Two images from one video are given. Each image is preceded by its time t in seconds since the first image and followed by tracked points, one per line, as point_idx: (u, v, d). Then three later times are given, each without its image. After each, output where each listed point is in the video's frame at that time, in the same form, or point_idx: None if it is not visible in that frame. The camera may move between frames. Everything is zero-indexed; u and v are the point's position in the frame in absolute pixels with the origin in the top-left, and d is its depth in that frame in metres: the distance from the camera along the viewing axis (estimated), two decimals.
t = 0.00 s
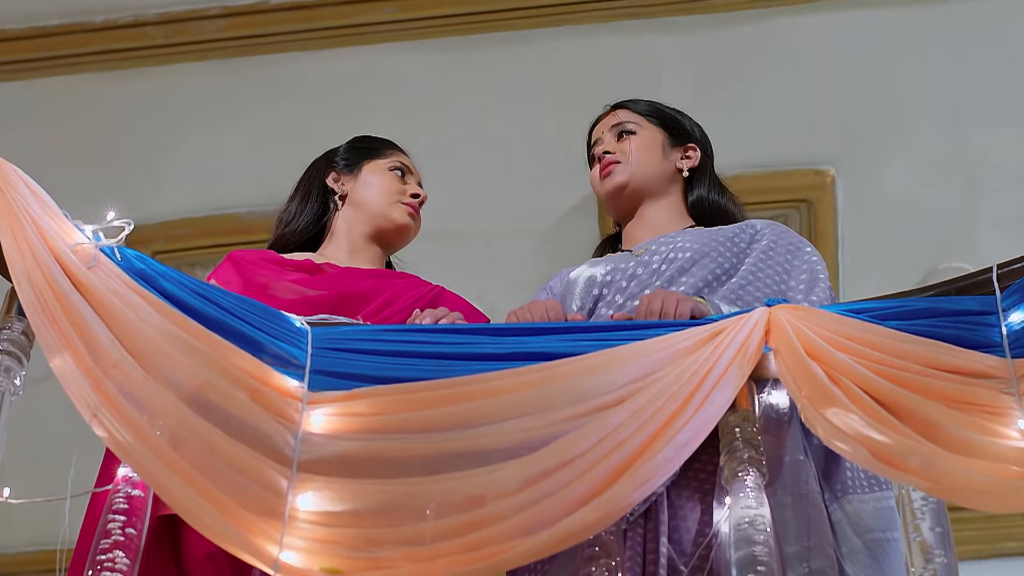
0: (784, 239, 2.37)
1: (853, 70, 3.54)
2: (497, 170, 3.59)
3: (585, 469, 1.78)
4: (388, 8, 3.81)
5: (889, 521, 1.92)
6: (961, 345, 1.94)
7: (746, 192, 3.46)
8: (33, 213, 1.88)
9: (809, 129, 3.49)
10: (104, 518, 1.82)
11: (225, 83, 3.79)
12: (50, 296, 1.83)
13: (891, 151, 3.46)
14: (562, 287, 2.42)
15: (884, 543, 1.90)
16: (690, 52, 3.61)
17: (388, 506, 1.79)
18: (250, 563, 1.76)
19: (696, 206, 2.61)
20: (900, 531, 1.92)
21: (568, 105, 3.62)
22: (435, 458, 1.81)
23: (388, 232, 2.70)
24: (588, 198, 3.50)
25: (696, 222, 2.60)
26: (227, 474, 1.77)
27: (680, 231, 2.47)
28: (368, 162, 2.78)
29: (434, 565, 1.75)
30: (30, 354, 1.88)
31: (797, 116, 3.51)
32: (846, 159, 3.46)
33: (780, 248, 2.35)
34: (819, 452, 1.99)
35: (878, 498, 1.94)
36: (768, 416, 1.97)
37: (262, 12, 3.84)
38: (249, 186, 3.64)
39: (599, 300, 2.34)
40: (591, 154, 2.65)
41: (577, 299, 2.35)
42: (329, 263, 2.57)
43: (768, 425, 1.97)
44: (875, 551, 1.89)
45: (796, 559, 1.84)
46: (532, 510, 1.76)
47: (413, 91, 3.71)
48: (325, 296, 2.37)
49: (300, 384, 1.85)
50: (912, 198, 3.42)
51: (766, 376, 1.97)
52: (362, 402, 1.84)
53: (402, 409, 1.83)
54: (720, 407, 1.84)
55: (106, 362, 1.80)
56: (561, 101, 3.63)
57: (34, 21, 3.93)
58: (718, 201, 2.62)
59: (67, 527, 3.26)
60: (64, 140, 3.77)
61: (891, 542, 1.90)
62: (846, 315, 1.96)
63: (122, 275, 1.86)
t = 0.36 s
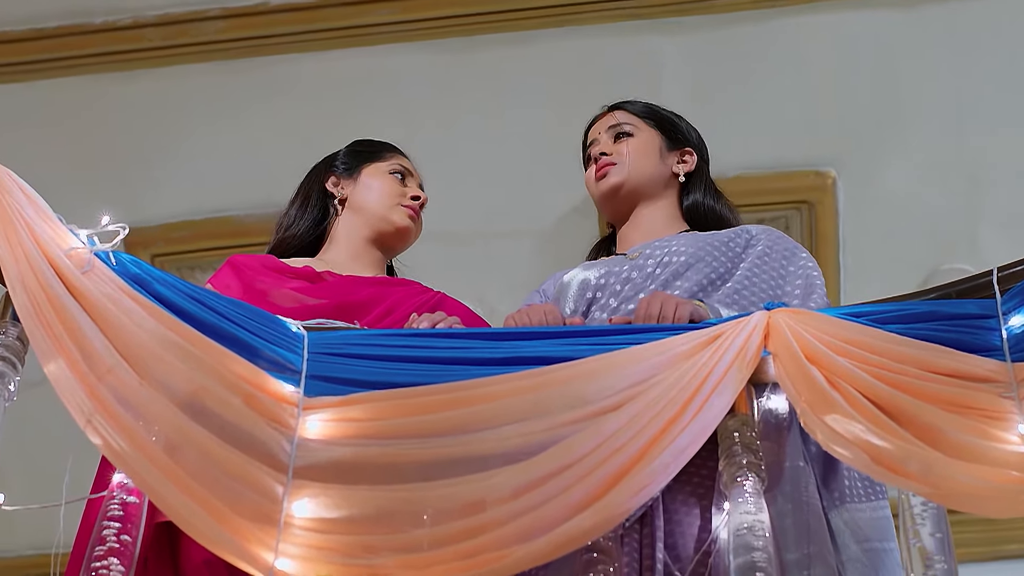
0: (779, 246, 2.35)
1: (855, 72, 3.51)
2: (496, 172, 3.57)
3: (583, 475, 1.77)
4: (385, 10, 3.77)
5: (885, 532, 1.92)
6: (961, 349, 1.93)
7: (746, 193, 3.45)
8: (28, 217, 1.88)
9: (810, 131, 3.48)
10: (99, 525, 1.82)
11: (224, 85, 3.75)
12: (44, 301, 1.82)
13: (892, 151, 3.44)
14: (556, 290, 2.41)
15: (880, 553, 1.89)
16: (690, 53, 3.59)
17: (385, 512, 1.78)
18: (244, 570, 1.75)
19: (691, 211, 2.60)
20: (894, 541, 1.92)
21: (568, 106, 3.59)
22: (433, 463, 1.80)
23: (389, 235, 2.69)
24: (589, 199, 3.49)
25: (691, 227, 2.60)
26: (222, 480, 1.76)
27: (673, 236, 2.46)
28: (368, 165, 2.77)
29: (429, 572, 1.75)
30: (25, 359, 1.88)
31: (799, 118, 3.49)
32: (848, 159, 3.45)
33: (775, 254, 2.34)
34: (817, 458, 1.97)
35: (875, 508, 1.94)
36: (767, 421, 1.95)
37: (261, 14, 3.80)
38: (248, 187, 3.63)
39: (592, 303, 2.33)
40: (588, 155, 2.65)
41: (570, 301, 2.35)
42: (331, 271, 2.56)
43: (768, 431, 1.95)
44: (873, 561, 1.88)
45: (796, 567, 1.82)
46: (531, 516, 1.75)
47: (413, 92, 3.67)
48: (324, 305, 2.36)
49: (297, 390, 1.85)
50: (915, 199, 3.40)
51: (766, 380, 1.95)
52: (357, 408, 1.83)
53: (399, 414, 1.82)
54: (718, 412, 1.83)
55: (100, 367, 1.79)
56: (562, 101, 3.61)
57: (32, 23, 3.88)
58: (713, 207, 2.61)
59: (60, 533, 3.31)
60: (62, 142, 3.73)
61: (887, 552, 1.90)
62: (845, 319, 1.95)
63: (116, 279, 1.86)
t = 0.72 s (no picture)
0: (773, 251, 2.35)
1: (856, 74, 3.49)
2: (496, 175, 3.57)
3: (582, 480, 1.76)
4: (387, 12, 3.74)
5: (881, 541, 1.90)
6: (962, 353, 1.92)
7: (747, 195, 3.44)
8: (23, 223, 1.88)
9: (811, 133, 3.46)
10: (95, 533, 1.81)
11: (223, 89, 3.72)
12: (39, 307, 1.82)
13: (894, 152, 3.43)
14: (548, 294, 2.41)
15: (877, 562, 1.88)
16: (691, 56, 3.56)
17: (382, 519, 1.77)
18: None
19: (685, 216, 2.60)
20: (890, 551, 1.90)
21: (568, 109, 3.57)
22: (433, 469, 1.79)
23: (386, 240, 2.68)
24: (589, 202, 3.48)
25: (685, 232, 2.59)
26: (218, 487, 1.75)
27: (665, 241, 2.45)
28: (365, 170, 2.76)
29: None
30: (20, 366, 1.88)
31: (800, 120, 3.47)
32: (849, 161, 3.44)
33: (770, 259, 2.33)
34: (815, 463, 1.96)
35: (870, 518, 1.93)
36: (767, 427, 1.95)
37: (261, 17, 3.77)
38: (247, 191, 3.62)
39: (586, 309, 2.33)
40: (583, 157, 2.64)
41: (564, 306, 2.33)
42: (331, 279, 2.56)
43: (767, 436, 1.94)
44: (872, 569, 1.87)
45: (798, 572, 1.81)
46: (530, 521, 1.74)
47: (412, 95, 3.66)
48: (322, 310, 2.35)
49: (294, 396, 1.84)
50: (915, 200, 3.40)
51: (765, 386, 1.95)
52: (355, 414, 1.82)
53: (397, 420, 1.82)
54: (718, 417, 1.82)
55: (96, 374, 1.79)
56: (562, 104, 3.59)
57: (31, 27, 3.84)
58: (708, 211, 2.60)
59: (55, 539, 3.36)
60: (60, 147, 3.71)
61: (883, 562, 1.88)
62: (844, 323, 1.95)
63: (112, 285, 1.85)
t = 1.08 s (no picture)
0: (769, 255, 2.34)
1: (860, 77, 3.47)
2: (497, 178, 3.57)
3: (582, 486, 1.76)
4: (388, 16, 3.71)
5: (879, 547, 1.90)
6: (963, 357, 1.92)
7: (745, 198, 3.44)
8: (23, 230, 1.88)
9: (814, 136, 3.45)
10: (95, 538, 1.82)
11: (222, 93, 3.69)
12: (38, 314, 1.82)
13: (897, 153, 3.43)
14: (543, 299, 2.40)
15: (878, 568, 1.86)
16: (694, 59, 3.54)
17: (380, 526, 1.77)
18: None
19: (680, 221, 2.59)
20: (889, 557, 1.89)
21: (570, 112, 3.56)
22: (433, 475, 1.79)
23: (383, 245, 2.67)
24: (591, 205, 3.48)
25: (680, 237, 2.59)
26: (218, 493, 1.75)
27: (662, 245, 2.44)
28: (363, 175, 2.76)
29: None
30: (19, 372, 1.88)
31: (803, 123, 3.46)
32: (851, 163, 3.43)
33: (765, 265, 2.32)
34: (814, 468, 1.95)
35: (869, 523, 1.92)
36: (768, 432, 1.93)
37: (261, 21, 3.74)
38: (248, 195, 3.62)
39: (581, 312, 2.32)
40: (579, 158, 2.63)
41: (559, 310, 2.33)
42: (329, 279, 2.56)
43: (768, 442, 1.93)
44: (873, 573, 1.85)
45: None
46: (531, 527, 1.74)
47: (413, 99, 3.64)
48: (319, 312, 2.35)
49: (293, 401, 1.84)
50: (917, 201, 3.41)
51: (766, 390, 1.94)
52: (355, 419, 1.82)
53: (396, 425, 1.81)
54: (718, 422, 1.82)
55: (95, 380, 1.79)
56: (563, 107, 3.57)
57: (31, 31, 3.82)
58: (703, 217, 2.60)
59: (54, 545, 3.37)
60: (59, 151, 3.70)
61: (883, 568, 1.87)
62: (845, 327, 1.94)
63: (111, 291, 1.85)
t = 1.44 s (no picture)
0: (765, 259, 2.34)
1: (860, 80, 3.46)
2: (498, 182, 3.57)
3: (582, 490, 1.75)
4: (389, 19, 3.71)
5: (876, 554, 1.90)
6: (964, 360, 1.91)
7: (746, 201, 3.44)
8: (22, 234, 1.88)
9: (815, 140, 3.45)
10: (94, 543, 1.81)
11: (223, 97, 3.69)
12: (38, 318, 1.82)
13: (898, 157, 3.43)
14: (539, 302, 2.39)
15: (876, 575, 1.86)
16: (695, 62, 3.54)
17: (381, 530, 1.76)
18: None
19: (676, 226, 2.59)
20: (887, 564, 1.89)
21: (570, 116, 3.56)
22: (433, 479, 1.79)
23: (381, 246, 2.67)
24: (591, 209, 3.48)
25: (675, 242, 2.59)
26: (218, 498, 1.75)
27: (660, 248, 2.45)
28: (360, 177, 2.76)
29: None
30: (19, 376, 1.88)
31: (803, 126, 3.46)
32: (852, 166, 3.43)
33: (762, 267, 2.32)
34: (812, 473, 1.95)
35: (866, 531, 1.93)
36: (767, 436, 1.92)
37: (262, 25, 3.75)
38: (248, 199, 3.63)
39: (578, 315, 2.32)
40: (578, 158, 2.62)
41: (557, 313, 2.33)
42: (324, 279, 2.56)
43: (768, 446, 1.91)
44: None
45: None
46: (531, 531, 1.74)
47: (413, 102, 3.64)
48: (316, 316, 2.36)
49: (293, 406, 1.84)
50: (917, 203, 3.41)
51: (766, 394, 1.94)
52: (355, 423, 1.82)
53: (396, 429, 1.81)
54: (718, 425, 1.82)
55: (95, 385, 1.79)
56: (564, 110, 3.57)
57: (31, 35, 3.81)
58: (699, 223, 2.60)
59: (54, 549, 3.38)
60: (59, 154, 3.69)
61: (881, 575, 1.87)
62: (845, 330, 1.94)
63: (111, 295, 1.85)
